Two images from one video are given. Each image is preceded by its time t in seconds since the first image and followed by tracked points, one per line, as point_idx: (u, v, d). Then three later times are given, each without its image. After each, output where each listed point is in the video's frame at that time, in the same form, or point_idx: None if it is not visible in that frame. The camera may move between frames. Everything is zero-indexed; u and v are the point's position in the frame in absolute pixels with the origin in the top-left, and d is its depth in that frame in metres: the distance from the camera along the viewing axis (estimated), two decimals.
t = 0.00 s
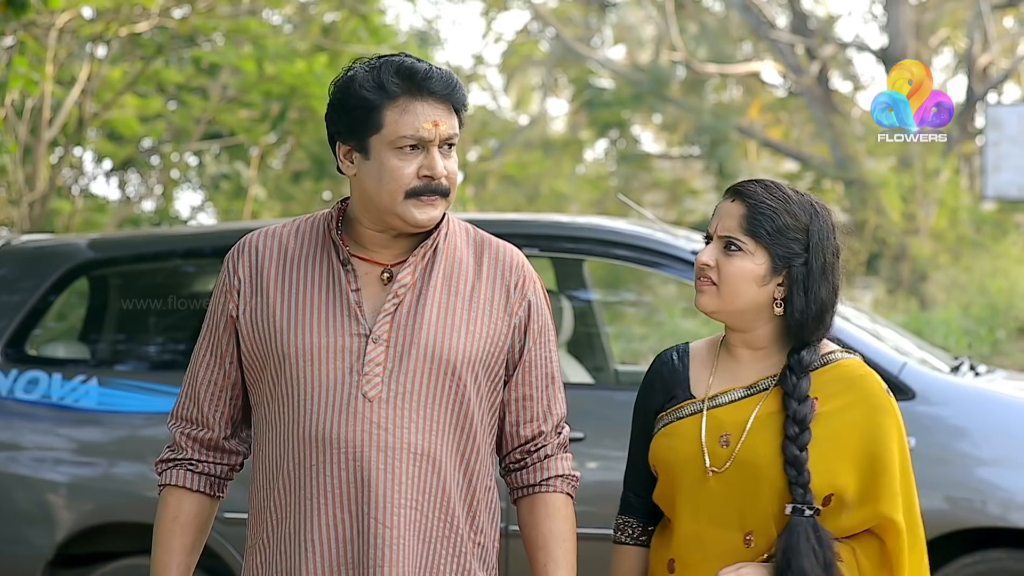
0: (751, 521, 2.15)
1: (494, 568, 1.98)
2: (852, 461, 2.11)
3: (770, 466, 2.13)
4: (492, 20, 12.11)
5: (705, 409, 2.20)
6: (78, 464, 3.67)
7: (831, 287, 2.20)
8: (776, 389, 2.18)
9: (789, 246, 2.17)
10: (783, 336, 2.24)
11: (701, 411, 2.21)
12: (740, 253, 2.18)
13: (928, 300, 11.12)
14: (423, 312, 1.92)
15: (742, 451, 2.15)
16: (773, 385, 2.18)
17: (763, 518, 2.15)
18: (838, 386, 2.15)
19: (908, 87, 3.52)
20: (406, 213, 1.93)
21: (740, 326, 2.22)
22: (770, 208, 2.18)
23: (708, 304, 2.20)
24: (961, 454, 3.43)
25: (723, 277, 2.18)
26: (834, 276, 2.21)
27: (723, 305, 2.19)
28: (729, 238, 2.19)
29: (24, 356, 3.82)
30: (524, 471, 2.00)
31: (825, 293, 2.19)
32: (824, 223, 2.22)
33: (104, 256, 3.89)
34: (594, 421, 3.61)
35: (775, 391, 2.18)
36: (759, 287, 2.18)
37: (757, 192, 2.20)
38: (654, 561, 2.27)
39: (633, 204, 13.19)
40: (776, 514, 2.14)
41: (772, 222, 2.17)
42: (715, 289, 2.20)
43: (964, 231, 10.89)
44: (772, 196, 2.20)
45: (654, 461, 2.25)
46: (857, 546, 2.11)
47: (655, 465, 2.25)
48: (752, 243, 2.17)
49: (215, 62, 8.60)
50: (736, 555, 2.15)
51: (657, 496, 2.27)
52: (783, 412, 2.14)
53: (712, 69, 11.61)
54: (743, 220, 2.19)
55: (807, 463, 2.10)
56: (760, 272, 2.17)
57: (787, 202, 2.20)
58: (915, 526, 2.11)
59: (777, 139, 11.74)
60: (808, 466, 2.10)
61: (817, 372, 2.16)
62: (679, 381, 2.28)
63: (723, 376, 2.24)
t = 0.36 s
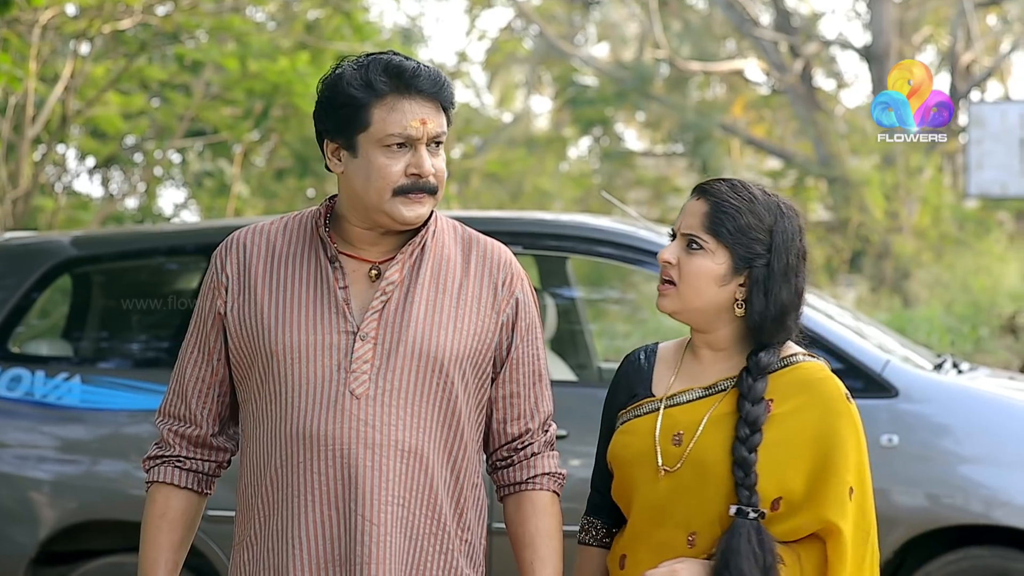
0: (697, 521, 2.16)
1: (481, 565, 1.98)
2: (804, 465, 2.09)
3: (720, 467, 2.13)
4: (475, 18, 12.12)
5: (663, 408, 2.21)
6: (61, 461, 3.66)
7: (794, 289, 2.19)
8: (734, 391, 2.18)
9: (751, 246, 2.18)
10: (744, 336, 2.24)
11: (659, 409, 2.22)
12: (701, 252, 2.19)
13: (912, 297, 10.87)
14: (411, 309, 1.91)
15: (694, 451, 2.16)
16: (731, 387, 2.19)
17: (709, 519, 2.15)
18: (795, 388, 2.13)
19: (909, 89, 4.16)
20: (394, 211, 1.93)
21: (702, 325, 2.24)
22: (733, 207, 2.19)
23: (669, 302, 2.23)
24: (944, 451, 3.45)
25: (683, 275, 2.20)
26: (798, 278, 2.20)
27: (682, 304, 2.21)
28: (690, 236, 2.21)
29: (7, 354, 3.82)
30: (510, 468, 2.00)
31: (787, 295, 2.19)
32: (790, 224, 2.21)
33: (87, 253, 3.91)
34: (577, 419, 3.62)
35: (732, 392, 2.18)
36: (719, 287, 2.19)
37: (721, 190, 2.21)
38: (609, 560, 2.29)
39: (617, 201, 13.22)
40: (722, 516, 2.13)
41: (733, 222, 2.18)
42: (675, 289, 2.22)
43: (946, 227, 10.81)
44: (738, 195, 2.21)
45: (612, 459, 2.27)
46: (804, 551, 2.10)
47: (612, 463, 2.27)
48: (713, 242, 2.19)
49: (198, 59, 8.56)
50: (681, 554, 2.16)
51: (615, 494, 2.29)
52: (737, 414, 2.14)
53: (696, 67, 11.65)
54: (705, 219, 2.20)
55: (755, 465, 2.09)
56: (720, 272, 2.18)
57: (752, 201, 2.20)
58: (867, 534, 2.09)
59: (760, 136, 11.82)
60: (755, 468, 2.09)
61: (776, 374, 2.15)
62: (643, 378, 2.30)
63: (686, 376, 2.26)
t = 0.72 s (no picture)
0: (667, 514, 2.15)
1: (473, 562, 1.98)
2: (770, 457, 2.07)
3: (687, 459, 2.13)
4: (467, 14, 12.10)
5: (640, 401, 2.23)
6: (52, 458, 3.66)
7: (774, 282, 2.17)
8: (707, 382, 2.16)
9: (731, 238, 2.15)
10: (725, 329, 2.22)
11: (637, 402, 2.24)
12: (682, 243, 2.18)
13: (903, 294, 10.98)
14: (402, 307, 1.91)
15: (664, 443, 2.16)
16: (706, 379, 2.17)
17: (677, 514, 2.14)
18: (766, 380, 2.10)
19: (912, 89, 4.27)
20: (384, 207, 1.93)
21: (683, 317, 2.23)
22: (714, 199, 2.17)
23: (650, 293, 2.21)
24: (934, 447, 3.46)
25: (663, 267, 2.18)
26: (779, 271, 2.18)
27: (662, 295, 2.19)
28: (672, 228, 2.19)
29: None
30: (502, 465, 2.00)
31: (765, 288, 2.16)
32: (772, 216, 2.19)
33: (78, 249, 3.90)
34: (569, 415, 3.64)
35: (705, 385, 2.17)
36: (699, 279, 2.17)
37: (704, 182, 2.19)
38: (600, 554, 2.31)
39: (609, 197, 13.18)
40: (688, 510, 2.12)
41: (714, 214, 2.16)
42: (655, 280, 2.20)
43: (937, 223, 10.82)
44: (720, 187, 2.19)
45: (598, 453, 2.30)
46: (771, 547, 2.07)
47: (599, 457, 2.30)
48: (693, 234, 2.17)
49: (189, 56, 8.54)
50: (652, 547, 2.16)
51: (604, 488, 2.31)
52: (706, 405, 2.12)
53: (687, 64, 11.68)
54: (686, 211, 2.18)
55: (718, 457, 2.07)
56: (700, 264, 2.16)
57: (734, 193, 2.18)
58: (838, 530, 2.05)
59: (750, 133, 11.82)
60: (718, 460, 2.07)
61: (749, 366, 2.13)
62: (632, 374, 2.32)
63: (667, 370, 2.27)
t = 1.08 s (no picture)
0: (666, 507, 2.15)
1: (475, 560, 1.98)
2: (767, 450, 2.05)
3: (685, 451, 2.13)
4: (468, 9, 12.07)
5: (642, 394, 2.24)
6: (54, 454, 3.67)
7: (776, 274, 2.14)
8: (706, 374, 2.15)
9: (732, 231, 2.13)
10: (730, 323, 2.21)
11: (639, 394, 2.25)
12: (684, 236, 2.16)
13: (904, 289, 10.98)
14: (402, 305, 1.91)
15: (663, 435, 2.17)
16: (705, 371, 2.16)
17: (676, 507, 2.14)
18: (763, 371, 2.09)
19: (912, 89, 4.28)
20: (381, 206, 1.93)
21: (688, 310, 2.22)
22: (716, 191, 2.15)
23: (654, 286, 2.20)
24: (936, 443, 3.47)
25: (666, 261, 2.17)
26: (782, 263, 2.14)
27: (666, 288, 2.18)
28: (674, 221, 2.18)
29: None
30: (504, 463, 2.00)
31: (766, 279, 2.13)
32: (776, 207, 2.17)
33: (78, 245, 3.90)
34: (570, 411, 3.66)
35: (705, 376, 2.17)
36: (701, 272, 2.15)
37: (705, 174, 2.18)
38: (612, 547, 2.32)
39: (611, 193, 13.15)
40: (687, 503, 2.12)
41: (715, 206, 2.14)
42: (659, 273, 2.19)
43: (940, 220, 10.80)
44: (722, 178, 2.17)
45: (605, 445, 2.31)
46: (768, 541, 2.06)
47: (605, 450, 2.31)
48: (695, 227, 2.15)
49: (191, 51, 8.53)
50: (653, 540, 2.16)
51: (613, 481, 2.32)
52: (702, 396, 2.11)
53: (688, 60, 11.67)
54: (688, 204, 2.17)
55: (712, 449, 2.07)
56: (702, 257, 2.15)
57: (735, 184, 2.16)
58: (836, 525, 2.04)
59: (752, 129, 11.81)
60: (713, 451, 2.07)
61: (747, 358, 2.11)
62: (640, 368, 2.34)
63: (672, 362, 2.27)
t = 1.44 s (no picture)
0: (667, 498, 2.16)
1: (479, 557, 1.98)
2: (765, 440, 2.05)
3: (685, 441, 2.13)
4: (470, 3, 12.07)
5: (648, 386, 2.25)
6: (57, 447, 3.68)
7: (782, 264, 2.13)
8: (709, 362, 2.15)
9: (741, 220, 2.12)
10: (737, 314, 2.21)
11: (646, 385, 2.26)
12: (692, 228, 2.15)
13: (907, 283, 11.01)
14: (407, 301, 1.92)
15: (665, 425, 2.17)
16: (709, 361, 2.16)
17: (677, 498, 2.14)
18: (764, 361, 2.08)
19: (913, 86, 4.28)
20: (395, 210, 1.94)
21: (697, 301, 2.21)
22: (723, 181, 2.14)
23: (663, 278, 2.18)
24: (938, 437, 3.47)
25: (675, 252, 2.15)
26: (789, 252, 2.13)
27: (674, 280, 2.16)
28: (683, 213, 2.16)
29: (3, 340, 3.84)
30: (511, 459, 2.00)
31: (773, 269, 2.12)
32: (783, 197, 2.15)
33: (81, 239, 3.92)
34: (572, 405, 3.72)
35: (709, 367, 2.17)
36: (710, 263, 2.14)
37: (712, 164, 2.16)
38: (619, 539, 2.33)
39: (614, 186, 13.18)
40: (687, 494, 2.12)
41: (724, 198, 2.12)
42: (668, 265, 2.17)
43: (942, 214, 10.78)
44: (730, 169, 2.16)
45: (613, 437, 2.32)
46: (766, 532, 2.06)
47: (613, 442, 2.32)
48: (704, 218, 2.14)
49: (193, 45, 8.52)
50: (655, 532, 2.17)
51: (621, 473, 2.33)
52: (704, 384, 2.11)
53: (690, 53, 11.65)
54: (696, 196, 2.16)
55: (711, 437, 2.07)
56: (711, 249, 2.14)
57: (744, 174, 2.14)
58: (833, 517, 2.03)
59: (754, 122, 11.79)
60: (711, 440, 2.07)
61: (751, 348, 2.10)
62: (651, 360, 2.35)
63: (681, 352, 2.27)
